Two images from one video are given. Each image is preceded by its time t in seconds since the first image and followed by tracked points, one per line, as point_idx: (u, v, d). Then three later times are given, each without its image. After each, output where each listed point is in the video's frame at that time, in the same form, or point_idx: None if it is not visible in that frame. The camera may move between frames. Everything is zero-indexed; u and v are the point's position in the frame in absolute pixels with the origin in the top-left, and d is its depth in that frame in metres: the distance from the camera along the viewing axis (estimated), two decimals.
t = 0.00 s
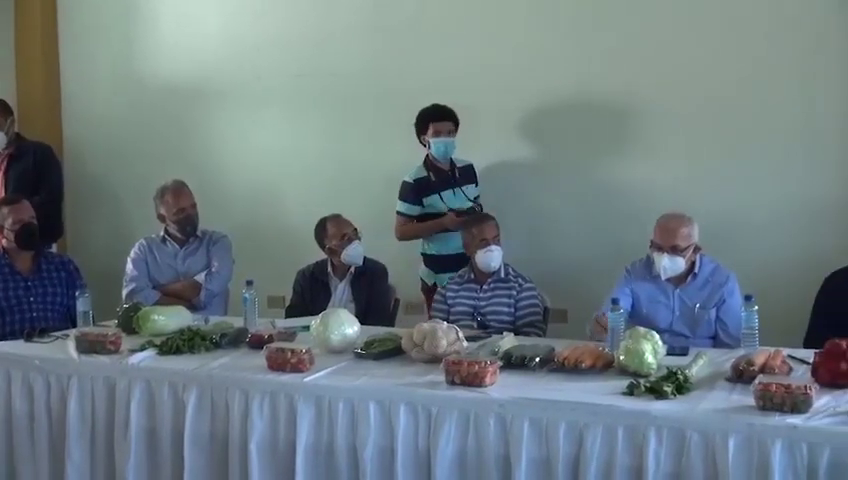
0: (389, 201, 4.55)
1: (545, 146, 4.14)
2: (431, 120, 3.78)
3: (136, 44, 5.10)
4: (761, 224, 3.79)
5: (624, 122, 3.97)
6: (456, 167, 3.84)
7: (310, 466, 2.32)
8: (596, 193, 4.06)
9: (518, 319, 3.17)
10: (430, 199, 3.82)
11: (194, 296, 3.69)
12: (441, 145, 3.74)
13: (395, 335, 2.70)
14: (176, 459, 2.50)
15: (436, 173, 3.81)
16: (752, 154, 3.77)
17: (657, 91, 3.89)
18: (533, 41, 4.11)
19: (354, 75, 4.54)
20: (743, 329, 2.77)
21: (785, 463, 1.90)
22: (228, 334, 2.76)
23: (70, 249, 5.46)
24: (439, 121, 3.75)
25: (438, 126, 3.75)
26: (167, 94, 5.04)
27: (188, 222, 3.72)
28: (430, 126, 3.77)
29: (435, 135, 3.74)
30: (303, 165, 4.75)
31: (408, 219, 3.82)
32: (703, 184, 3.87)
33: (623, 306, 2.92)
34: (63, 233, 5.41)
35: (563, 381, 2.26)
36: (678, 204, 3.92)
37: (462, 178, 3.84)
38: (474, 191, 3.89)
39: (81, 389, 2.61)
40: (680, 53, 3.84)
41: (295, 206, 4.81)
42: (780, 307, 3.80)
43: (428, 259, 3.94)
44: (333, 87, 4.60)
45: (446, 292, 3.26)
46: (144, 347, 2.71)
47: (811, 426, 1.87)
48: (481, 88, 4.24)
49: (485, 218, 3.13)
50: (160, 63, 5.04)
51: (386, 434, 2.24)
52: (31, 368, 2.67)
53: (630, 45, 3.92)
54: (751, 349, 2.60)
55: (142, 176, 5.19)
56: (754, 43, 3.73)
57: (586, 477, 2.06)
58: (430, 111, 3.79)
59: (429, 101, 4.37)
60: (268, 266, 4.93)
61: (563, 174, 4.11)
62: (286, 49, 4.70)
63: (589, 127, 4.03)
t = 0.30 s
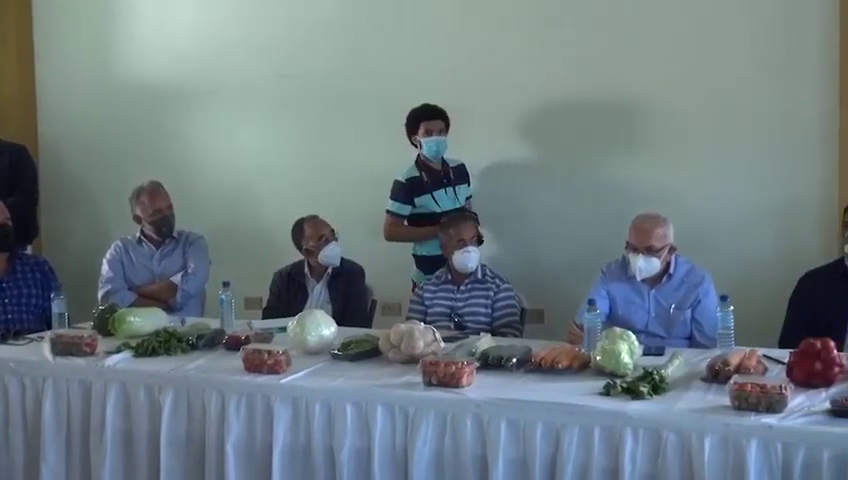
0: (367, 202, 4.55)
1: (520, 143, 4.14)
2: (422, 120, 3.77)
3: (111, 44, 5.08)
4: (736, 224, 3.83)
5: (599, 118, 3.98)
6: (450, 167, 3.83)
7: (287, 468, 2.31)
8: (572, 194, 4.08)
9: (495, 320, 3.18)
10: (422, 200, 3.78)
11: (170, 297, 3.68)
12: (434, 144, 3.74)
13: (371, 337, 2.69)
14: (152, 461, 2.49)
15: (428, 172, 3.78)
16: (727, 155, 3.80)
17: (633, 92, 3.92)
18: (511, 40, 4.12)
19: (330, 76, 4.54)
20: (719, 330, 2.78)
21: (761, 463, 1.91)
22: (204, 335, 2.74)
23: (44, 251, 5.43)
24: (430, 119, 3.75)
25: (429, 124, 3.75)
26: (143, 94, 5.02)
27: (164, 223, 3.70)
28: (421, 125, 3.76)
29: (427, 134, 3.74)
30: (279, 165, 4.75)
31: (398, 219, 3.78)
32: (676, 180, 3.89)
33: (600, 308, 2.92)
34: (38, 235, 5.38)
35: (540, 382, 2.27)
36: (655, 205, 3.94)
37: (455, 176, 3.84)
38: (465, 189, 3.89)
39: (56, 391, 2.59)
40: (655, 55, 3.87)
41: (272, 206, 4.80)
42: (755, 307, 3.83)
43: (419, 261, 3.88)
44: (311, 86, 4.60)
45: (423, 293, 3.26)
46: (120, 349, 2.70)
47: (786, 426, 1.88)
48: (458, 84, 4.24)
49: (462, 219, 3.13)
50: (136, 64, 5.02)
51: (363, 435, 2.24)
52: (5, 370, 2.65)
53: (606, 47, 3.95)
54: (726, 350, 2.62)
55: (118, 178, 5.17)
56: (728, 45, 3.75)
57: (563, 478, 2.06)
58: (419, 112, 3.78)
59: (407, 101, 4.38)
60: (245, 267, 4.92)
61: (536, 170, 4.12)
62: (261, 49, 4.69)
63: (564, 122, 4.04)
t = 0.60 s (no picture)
0: (344, 212, 4.55)
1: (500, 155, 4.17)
2: (413, 129, 3.72)
3: (87, 54, 5.06)
4: (712, 234, 3.85)
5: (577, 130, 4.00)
6: (442, 178, 3.78)
7: None
8: (549, 205, 4.10)
9: (472, 330, 3.18)
10: (410, 209, 3.75)
11: (146, 307, 3.66)
12: (427, 153, 3.68)
13: (348, 347, 2.69)
14: (127, 473, 2.48)
15: (418, 182, 3.75)
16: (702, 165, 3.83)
17: (609, 102, 3.94)
18: (490, 50, 4.13)
19: (307, 86, 4.54)
20: (695, 339, 2.79)
21: (737, 472, 1.92)
22: (180, 346, 2.73)
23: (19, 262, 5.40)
24: (423, 128, 3.70)
25: (421, 134, 3.69)
26: (120, 102, 5.00)
27: (140, 234, 3.68)
28: (414, 135, 3.70)
29: (420, 144, 3.69)
30: (256, 174, 4.73)
31: (387, 227, 3.76)
32: (653, 191, 3.91)
33: (577, 318, 2.92)
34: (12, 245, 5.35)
35: (516, 392, 2.27)
36: (631, 215, 3.96)
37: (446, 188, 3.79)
38: (458, 201, 3.83)
39: (31, 402, 2.58)
40: (630, 65, 3.89)
41: (248, 216, 4.79)
42: (731, 316, 3.86)
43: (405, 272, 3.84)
44: (288, 95, 4.59)
45: (400, 303, 3.26)
46: (95, 360, 2.68)
47: (762, 435, 1.89)
48: (437, 96, 4.26)
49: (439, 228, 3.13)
50: (112, 73, 5.01)
51: (340, 446, 2.24)
52: None
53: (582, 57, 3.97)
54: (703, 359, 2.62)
55: (93, 189, 5.15)
56: (703, 56, 3.78)
57: None
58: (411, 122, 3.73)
59: (385, 110, 4.38)
60: (221, 277, 4.91)
61: (514, 181, 4.15)
62: (237, 59, 4.68)
63: (542, 135, 4.07)
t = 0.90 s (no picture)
0: (324, 214, 4.54)
1: (479, 157, 4.17)
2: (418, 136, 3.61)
3: (65, 57, 5.04)
4: (690, 236, 3.87)
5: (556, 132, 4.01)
6: (447, 183, 3.69)
7: None
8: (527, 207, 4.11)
9: (451, 333, 3.18)
10: (410, 213, 3.68)
11: (124, 311, 3.65)
12: (434, 160, 3.59)
13: (327, 350, 2.69)
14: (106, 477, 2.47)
15: (421, 187, 3.67)
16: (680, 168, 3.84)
17: (587, 105, 3.95)
18: (469, 52, 4.14)
19: (285, 89, 4.53)
20: (674, 342, 2.79)
21: (716, 474, 1.92)
22: (159, 349, 2.72)
23: None
24: (429, 134, 3.59)
25: (427, 140, 3.59)
26: (99, 104, 4.98)
27: (118, 237, 3.67)
28: (420, 141, 3.60)
29: (426, 150, 3.59)
30: (235, 177, 4.72)
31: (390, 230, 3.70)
32: (631, 194, 3.92)
33: (556, 321, 2.92)
34: None
35: (495, 395, 2.27)
36: (609, 218, 3.97)
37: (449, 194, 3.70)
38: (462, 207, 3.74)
39: (8, 406, 2.56)
40: (608, 69, 3.91)
41: (226, 219, 4.78)
42: (709, 318, 3.88)
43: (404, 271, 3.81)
44: (267, 98, 4.58)
45: (379, 306, 3.26)
46: (73, 363, 2.67)
47: (741, 436, 1.90)
48: (416, 98, 4.26)
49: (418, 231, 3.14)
50: (91, 76, 4.99)
51: (319, 449, 2.23)
52: None
53: (560, 60, 3.98)
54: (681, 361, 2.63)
55: (71, 192, 5.12)
56: (680, 58, 3.80)
57: None
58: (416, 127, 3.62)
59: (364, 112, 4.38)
60: (199, 280, 4.89)
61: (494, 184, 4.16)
62: (215, 62, 4.67)
63: (521, 137, 4.08)
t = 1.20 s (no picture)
0: (301, 216, 4.54)
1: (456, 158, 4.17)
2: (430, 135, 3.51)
3: (41, 59, 5.01)
4: (667, 237, 3.89)
5: (533, 133, 4.02)
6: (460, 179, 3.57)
7: None
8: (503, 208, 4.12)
9: (428, 335, 3.18)
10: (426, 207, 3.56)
11: (100, 314, 3.63)
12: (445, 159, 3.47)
13: (304, 353, 2.68)
14: None
15: (433, 181, 3.55)
16: (655, 170, 3.85)
17: (562, 107, 3.96)
18: (446, 53, 4.14)
19: (261, 92, 4.52)
20: (650, 343, 2.80)
21: (692, 475, 1.93)
22: (135, 352, 2.71)
23: None
24: (439, 135, 3.49)
25: (439, 141, 3.49)
26: (74, 106, 4.95)
27: (93, 240, 3.65)
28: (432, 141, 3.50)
29: (438, 151, 3.48)
30: (211, 179, 4.71)
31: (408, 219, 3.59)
32: (607, 196, 3.93)
33: (533, 323, 2.92)
34: None
35: (473, 397, 2.27)
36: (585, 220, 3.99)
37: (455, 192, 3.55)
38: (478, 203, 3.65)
39: None
40: (583, 71, 3.92)
41: (202, 222, 4.76)
42: (685, 319, 3.90)
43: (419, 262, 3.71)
44: (244, 99, 4.57)
45: (357, 308, 3.26)
46: (48, 367, 2.66)
47: (716, 437, 1.91)
48: (392, 100, 4.26)
49: (394, 234, 3.15)
50: (66, 77, 4.96)
51: (297, 452, 2.23)
52: None
53: (535, 62, 3.99)
54: (657, 362, 2.63)
55: (46, 194, 5.10)
56: (655, 61, 3.81)
57: None
58: (426, 128, 3.51)
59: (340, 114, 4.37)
60: (176, 283, 4.88)
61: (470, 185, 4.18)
62: (191, 64, 4.66)
63: (498, 139, 4.09)
